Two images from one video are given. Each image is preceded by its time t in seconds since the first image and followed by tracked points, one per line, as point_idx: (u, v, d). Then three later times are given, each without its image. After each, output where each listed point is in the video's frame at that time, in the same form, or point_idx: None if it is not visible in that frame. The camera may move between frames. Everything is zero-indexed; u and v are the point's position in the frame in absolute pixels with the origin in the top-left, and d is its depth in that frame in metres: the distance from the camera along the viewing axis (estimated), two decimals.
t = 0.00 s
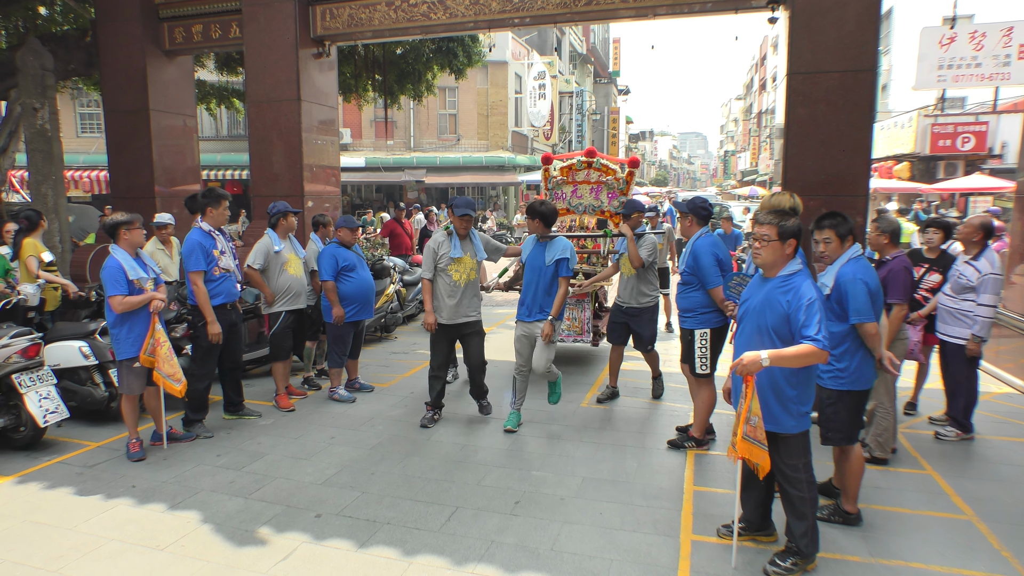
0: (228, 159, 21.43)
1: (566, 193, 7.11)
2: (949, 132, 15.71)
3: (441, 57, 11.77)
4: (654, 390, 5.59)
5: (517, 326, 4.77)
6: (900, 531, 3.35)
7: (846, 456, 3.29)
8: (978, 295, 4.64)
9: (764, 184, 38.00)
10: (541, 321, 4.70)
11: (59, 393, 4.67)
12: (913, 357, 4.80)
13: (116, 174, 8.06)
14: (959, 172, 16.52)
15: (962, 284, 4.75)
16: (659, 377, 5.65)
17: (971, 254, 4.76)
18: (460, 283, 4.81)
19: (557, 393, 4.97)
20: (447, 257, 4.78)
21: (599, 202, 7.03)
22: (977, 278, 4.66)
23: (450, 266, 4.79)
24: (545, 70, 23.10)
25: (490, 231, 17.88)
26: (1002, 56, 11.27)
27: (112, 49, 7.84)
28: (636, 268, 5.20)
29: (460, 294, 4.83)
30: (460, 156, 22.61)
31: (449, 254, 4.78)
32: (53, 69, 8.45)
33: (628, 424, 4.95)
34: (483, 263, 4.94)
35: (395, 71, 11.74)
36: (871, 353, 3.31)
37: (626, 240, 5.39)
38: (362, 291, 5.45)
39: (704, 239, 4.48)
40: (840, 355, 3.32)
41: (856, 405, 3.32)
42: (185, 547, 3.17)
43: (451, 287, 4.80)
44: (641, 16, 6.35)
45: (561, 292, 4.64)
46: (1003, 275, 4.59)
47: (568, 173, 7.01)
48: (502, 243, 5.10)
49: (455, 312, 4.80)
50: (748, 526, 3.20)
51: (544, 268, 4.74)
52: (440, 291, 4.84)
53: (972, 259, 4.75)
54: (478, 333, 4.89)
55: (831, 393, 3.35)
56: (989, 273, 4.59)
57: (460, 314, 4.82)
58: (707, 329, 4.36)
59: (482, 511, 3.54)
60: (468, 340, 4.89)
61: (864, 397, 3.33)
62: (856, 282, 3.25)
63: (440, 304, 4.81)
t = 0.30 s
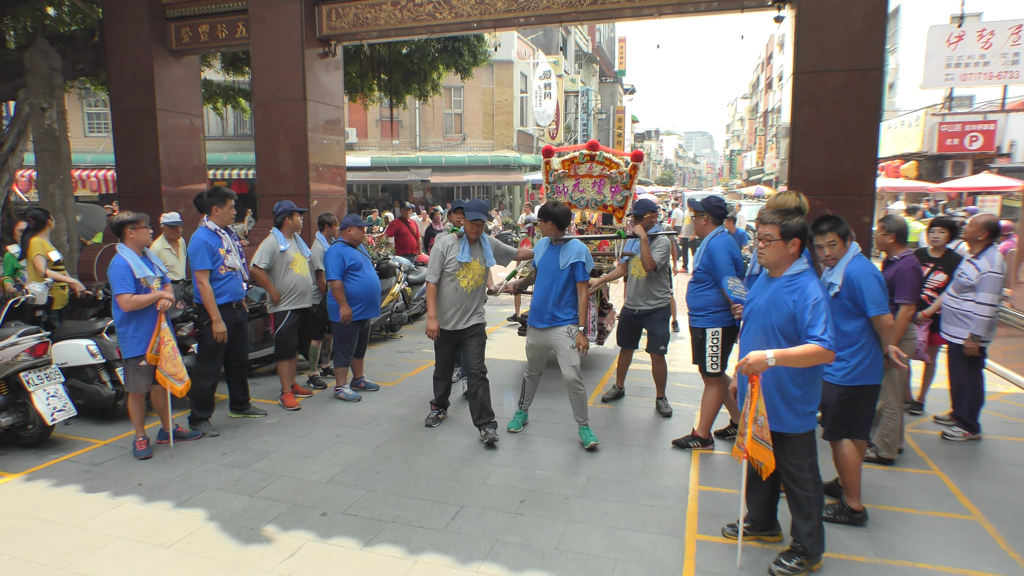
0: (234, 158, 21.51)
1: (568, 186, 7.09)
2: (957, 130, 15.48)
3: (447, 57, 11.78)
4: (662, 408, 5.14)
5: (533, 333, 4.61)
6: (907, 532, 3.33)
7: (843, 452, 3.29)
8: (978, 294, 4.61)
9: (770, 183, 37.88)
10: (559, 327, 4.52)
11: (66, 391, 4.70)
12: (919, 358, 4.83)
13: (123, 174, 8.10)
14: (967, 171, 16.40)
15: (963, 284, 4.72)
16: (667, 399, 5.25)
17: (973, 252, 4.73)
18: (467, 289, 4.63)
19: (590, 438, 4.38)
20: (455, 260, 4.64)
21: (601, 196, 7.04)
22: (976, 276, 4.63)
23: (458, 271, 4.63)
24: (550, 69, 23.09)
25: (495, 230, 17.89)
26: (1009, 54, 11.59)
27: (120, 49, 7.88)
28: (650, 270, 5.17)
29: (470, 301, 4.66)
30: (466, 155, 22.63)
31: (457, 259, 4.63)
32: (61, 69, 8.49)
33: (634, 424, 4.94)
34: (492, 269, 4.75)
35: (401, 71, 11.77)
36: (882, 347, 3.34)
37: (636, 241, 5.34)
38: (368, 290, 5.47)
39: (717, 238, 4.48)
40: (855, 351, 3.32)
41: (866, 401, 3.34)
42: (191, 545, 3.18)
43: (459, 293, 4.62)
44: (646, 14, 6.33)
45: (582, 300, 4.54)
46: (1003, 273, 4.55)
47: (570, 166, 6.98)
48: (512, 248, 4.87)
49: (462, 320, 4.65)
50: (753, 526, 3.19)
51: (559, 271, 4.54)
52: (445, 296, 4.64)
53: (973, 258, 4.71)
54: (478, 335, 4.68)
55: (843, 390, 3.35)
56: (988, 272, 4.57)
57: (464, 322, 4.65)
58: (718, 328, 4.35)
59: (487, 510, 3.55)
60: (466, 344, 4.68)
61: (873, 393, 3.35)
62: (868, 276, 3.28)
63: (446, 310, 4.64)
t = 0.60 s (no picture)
0: (239, 160, 21.59)
1: (568, 190, 7.05)
2: (963, 127, 15.50)
3: (450, 57, 11.78)
4: (667, 407, 5.10)
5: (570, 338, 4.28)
6: (914, 530, 3.31)
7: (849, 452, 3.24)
8: (984, 292, 4.59)
9: (776, 181, 37.75)
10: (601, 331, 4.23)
11: (73, 392, 4.72)
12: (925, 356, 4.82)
13: (129, 176, 8.13)
14: (973, 169, 16.30)
15: (969, 282, 4.69)
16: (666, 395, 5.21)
17: (980, 251, 4.69)
18: (496, 291, 4.38)
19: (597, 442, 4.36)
20: (480, 261, 4.37)
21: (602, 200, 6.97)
22: (983, 274, 4.61)
23: (485, 272, 4.37)
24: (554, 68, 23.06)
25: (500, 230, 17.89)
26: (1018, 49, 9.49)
27: (124, 52, 7.91)
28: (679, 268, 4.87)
29: (499, 303, 4.40)
30: (470, 155, 22.64)
31: (484, 259, 4.36)
32: (66, 72, 8.53)
33: (639, 422, 4.94)
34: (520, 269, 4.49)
35: (405, 71, 11.77)
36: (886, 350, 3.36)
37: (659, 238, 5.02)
38: (374, 291, 5.47)
39: (736, 233, 4.42)
40: (857, 352, 3.30)
41: (869, 401, 3.32)
42: (197, 545, 3.19)
43: (488, 296, 4.37)
44: (650, 13, 6.31)
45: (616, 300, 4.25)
46: (1010, 271, 4.54)
47: (569, 169, 6.97)
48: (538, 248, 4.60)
49: (490, 324, 4.36)
50: (759, 524, 3.18)
51: (592, 273, 4.25)
52: (473, 300, 4.39)
53: (980, 256, 4.68)
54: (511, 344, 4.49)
55: (847, 391, 3.30)
56: (994, 269, 4.55)
57: (495, 328, 4.36)
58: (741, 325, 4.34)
59: (493, 509, 3.55)
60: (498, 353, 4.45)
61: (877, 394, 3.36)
62: (879, 280, 3.29)
63: (474, 313, 4.39)
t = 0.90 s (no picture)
0: (240, 160, 21.62)
1: (560, 184, 7.07)
2: (965, 126, 15.45)
3: (451, 57, 11.79)
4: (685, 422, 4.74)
5: (597, 351, 3.93)
6: (916, 529, 3.31)
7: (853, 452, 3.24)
8: (989, 292, 4.58)
9: (777, 180, 37.73)
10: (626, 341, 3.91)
11: (75, 393, 4.73)
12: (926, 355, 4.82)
13: (130, 177, 8.15)
14: (975, 167, 16.28)
15: (971, 281, 4.67)
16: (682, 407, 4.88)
17: (980, 250, 4.68)
18: (513, 298, 4.03)
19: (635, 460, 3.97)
20: (496, 268, 3.99)
21: (595, 194, 7.00)
22: (987, 274, 4.59)
23: (501, 279, 4.00)
24: (555, 68, 23.06)
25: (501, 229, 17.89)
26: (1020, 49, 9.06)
27: (125, 53, 7.92)
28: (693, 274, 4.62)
29: (517, 314, 4.04)
30: (471, 155, 22.64)
31: (499, 266, 3.99)
32: (67, 73, 8.54)
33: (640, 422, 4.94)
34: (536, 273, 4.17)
35: (405, 71, 11.77)
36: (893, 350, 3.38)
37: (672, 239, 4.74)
38: (375, 291, 5.47)
39: (750, 233, 4.43)
40: (862, 353, 3.29)
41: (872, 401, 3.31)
42: (199, 545, 3.19)
43: (506, 306, 4.01)
44: (651, 12, 6.31)
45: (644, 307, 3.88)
46: (1014, 270, 4.55)
47: (562, 162, 6.94)
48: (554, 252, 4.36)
49: (512, 333, 4.01)
50: (760, 524, 3.18)
51: (616, 277, 3.91)
52: (490, 310, 4.01)
53: (981, 255, 4.67)
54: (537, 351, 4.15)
55: (850, 392, 3.30)
56: (998, 269, 4.55)
57: (517, 338, 4.02)
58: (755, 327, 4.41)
59: (494, 509, 3.55)
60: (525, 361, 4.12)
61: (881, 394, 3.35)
62: (890, 281, 3.28)
63: (490, 325, 4.01)
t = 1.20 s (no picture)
0: (243, 159, 21.65)
1: (549, 186, 6.71)
2: (968, 124, 15.42)
3: (453, 56, 11.81)
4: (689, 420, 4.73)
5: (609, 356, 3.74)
6: (920, 529, 3.29)
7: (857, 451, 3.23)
8: (991, 289, 4.56)
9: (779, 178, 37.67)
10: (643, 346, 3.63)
11: (78, 392, 4.74)
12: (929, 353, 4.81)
13: (133, 177, 8.16)
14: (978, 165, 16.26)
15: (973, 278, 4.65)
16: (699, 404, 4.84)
17: (982, 247, 4.65)
18: (519, 298, 3.77)
19: (669, 477, 3.68)
20: (501, 266, 3.76)
21: (587, 196, 6.64)
22: (989, 271, 4.57)
23: (507, 278, 3.76)
24: (557, 67, 23.05)
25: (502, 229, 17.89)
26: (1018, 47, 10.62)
27: (128, 53, 7.93)
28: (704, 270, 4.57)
29: (526, 314, 3.77)
30: (473, 154, 22.65)
31: (505, 264, 3.76)
32: (70, 73, 8.56)
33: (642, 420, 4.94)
34: (547, 270, 3.89)
35: (407, 71, 11.77)
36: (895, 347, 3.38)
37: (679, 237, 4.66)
38: (376, 290, 5.46)
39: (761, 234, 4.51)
40: (865, 352, 3.29)
41: (876, 400, 3.30)
42: (201, 544, 3.19)
43: (513, 306, 3.75)
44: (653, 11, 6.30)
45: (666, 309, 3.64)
46: (1016, 266, 4.51)
47: (550, 163, 6.62)
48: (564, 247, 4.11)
49: (521, 334, 3.74)
50: (763, 523, 3.18)
51: (633, 278, 3.66)
52: (497, 312, 3.77)
53: (982, 252, 4.65)
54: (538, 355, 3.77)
55: (854, 391, 3.30)
56: (1001, 266, 4.51)
57: (527, 339, 3.75)
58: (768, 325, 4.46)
59: (496, 508, 3.54)
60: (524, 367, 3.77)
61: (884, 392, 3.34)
62: (893, 278, 3.29)
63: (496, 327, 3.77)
